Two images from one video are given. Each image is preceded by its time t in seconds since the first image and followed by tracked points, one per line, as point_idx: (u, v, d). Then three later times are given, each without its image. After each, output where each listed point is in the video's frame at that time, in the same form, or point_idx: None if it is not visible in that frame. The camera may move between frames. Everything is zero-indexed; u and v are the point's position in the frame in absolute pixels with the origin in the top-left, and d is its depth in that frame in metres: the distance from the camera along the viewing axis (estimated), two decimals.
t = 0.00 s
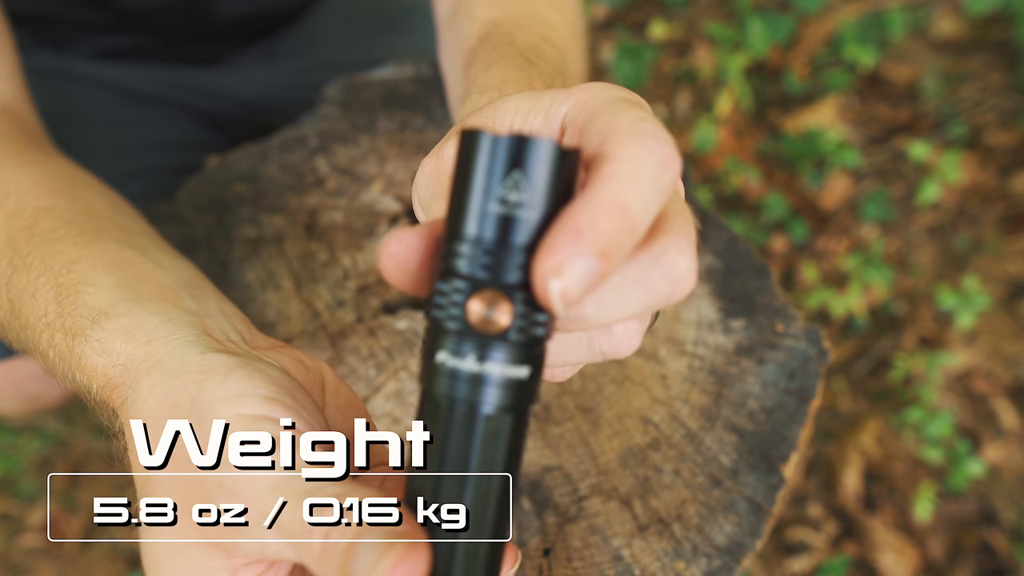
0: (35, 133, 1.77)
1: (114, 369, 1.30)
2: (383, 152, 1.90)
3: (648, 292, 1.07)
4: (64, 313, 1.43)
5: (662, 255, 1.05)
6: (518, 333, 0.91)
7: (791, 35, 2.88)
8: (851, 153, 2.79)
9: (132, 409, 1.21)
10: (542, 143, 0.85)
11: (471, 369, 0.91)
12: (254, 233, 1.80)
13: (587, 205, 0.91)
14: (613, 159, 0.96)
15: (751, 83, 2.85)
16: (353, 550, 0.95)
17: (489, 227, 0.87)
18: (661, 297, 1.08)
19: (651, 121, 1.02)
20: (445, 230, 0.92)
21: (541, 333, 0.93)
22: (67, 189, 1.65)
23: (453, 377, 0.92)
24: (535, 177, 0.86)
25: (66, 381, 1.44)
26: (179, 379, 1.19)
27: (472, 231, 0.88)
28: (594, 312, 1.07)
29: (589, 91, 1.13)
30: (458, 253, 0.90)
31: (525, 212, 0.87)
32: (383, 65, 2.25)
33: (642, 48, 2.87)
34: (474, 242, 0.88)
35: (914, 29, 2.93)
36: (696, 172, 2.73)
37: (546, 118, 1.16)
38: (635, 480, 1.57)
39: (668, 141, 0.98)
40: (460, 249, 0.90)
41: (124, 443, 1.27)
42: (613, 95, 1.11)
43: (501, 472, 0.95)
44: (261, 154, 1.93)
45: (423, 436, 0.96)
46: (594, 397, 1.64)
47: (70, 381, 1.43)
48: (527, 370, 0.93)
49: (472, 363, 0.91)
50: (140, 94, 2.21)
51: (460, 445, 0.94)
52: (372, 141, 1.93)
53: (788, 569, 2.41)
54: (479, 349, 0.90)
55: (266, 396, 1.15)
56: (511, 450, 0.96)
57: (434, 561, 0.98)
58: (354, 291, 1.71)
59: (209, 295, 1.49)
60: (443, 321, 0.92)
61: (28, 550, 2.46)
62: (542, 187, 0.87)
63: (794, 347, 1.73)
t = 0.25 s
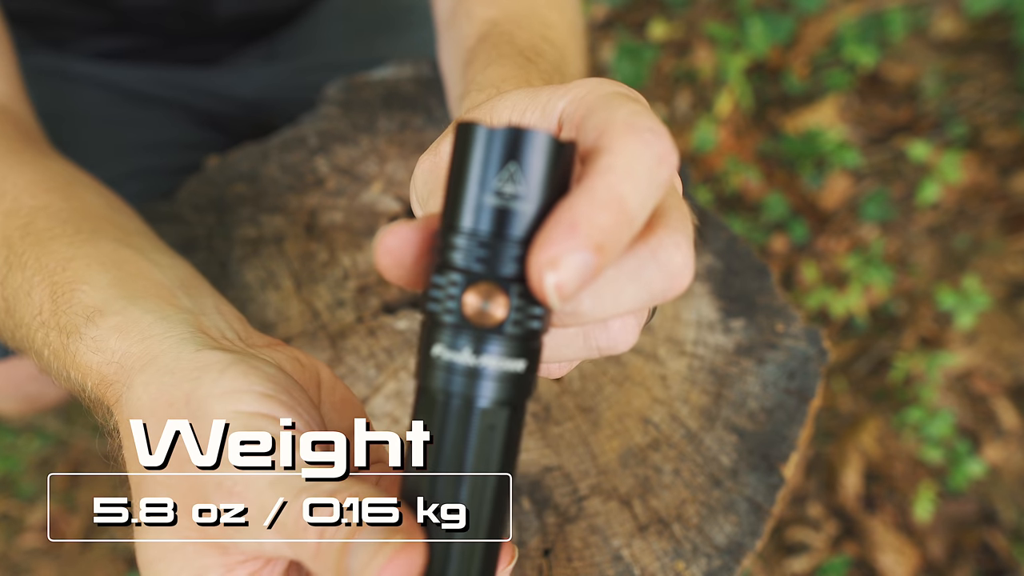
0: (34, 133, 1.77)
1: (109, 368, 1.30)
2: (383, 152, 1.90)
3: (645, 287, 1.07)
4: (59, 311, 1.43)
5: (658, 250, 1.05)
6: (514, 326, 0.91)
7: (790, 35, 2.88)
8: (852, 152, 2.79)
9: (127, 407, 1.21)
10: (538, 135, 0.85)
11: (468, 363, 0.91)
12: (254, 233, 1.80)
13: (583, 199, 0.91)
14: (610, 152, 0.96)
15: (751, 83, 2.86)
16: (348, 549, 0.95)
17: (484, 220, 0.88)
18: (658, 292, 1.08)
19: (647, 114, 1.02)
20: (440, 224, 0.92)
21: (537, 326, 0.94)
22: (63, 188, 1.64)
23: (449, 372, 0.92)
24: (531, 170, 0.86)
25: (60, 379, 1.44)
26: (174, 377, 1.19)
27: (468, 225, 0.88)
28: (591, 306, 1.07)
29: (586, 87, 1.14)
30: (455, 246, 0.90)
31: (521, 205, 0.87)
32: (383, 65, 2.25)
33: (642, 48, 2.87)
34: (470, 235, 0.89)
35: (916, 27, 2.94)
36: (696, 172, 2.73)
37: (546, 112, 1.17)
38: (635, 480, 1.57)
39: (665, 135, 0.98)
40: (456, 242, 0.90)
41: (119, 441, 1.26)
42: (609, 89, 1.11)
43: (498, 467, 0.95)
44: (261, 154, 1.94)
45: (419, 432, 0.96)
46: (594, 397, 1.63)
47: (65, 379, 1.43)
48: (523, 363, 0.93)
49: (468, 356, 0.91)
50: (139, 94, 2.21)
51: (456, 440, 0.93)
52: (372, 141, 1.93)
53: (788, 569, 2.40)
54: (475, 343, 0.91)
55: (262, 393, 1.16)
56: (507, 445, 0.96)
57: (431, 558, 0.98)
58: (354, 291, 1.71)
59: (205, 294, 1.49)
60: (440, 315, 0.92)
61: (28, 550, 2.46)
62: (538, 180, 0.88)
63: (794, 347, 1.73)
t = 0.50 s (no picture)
0: (34, 134, 1.77)
1: (109, 367, 1.30)
2: (383, 152, 1.90)
3: (644, 285, 1.07)
4: (58, 311, 1.42)
5: (657, 248, 1.05)
6: (514, 323, 0.91)
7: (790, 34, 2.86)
8: (854, 151, 2.78)
9: (128, 406, 1.22)
10: (537, 131, 0.85)
11: (467, 360, 0.91)
12: (255, 233, 1.81)
13: (581, 196, 0.92)
14: (609, 151, 0.97)
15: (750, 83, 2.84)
16: (349, 549, 0.94)
17: (484, 217, 0.88)
18: (658, 291, 1.08)
19: (646, 113, 1.03)
20: (439, 221, 0.92)
21: (538, 324, 0.93)
22: (63, 188, 1.64)
23: (449, 369, 0.92)
24: (531, 166, 0.87)
25: (62, 378, 1.47)
26: (176, 375, 1.20)
27: (467, 221, 0.88)
28: (590, 304, 1.07)
29: (586, 85, 1.14)
30: (454, 243, 0.90)
31: (520, 201, 0.88)
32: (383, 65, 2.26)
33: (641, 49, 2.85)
34: (469, 232, 0.89)
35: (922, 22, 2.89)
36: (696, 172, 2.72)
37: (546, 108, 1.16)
38: (635, 480, 1.57)
39: (664, 134, 1.00)
40: (455, 239, 0.90)
41: (119, 440, 1.27)
42: (608, 88, 1.11)
43: (497, 465, 0.95)
44: (260, 154, 1.94)
45: (417, 430, 0.96)
46: (594, 397, 1.61)
47: (66, 377, 1.44)
48: (524, 360, 0.93)
49: (468, 354, 0.91)
50: (137, 94, 2.20)
51: (456, 438, 0.93)
52: (372, 141, 1.93)
53: (789, 568, 2.40)
54: (475, 340, 0.90)
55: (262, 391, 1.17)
56: (507, 443, 0.96)
57: (432, 558, 0.97)
58: (354, 291, 1.70)
59: (205, 294, 1.48)
60: (439, 312, 0.92)
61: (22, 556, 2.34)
62: (537, 177, 0.88)
63: (794, 348, 1.73)
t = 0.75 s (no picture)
0: (35, 134, 1.76)
1: (109, 366, 1.32)
2: (384, 152, 1.87)
3: (639, 292, 1.10)
4: (63, 308, 1.45)
5: (654, 256, 1.08)
6: (510, 316, 0.92)
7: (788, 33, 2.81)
8: (858, 150, 2.63)
9: (128, 403, 1.24)
10: (530, 123, 0.89)
11: (464, 353, 0.92)
12: (254, 233, 1.80)
13: (564, 197, 0.92)
14: (598, 153, 0.99)
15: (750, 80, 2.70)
16: (347, 549, 0.90)
17: (478, 209, 0.90)
18: (652, 299, 1.11)
19: (640, 118, 1.06)
20: (433, 217, 0.95)
21: (533, 318, 0.95)
22: (61, 188, 1.63)
23: (444, 364, 0.93)
24: (523, 160, 0.90)
25: (63, 377, 1.47)
26: (176, 373, 1.23)
27: (463, 213, 0.91)
28: (581, 306, 1.10)
29: (590, 88, 1.19)
30: (448, 237, 0.92)
31: (514, 194, 0.90)
32: (383, 65, 2.29)
33: (639, 47, 2.76)
34: (463, 225, 0.91)
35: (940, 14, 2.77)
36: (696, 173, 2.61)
37: (548, 108, 1.21)
38: (635, 480, 1.57)
39: (655, 141, 1.03)
40: (450, 233, 0.92)
41: (117, 439, 1.28)
42: (608, 91, 1.16)
43: (495, 462, 0.96)
44: (262, 156, 1.97)
45: (413, 427, 0.96)
46: (594, 397, 1.61)
47: (65, 377, 1.45)
48: (520, 353, 0.94)
49: (465, 347, 0.92)
50: (140, 94, 2.20)
51: (453, 432, 0.95)
52: (370, 140, 1.92)
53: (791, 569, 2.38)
54: (471, 333, 0.92)
55: (261, 390, 1.16)
56: (504, 438, 0.97)
57: (431, 558, 0.97)
58: (354, 291, 1.69)
59: (206, 293, 1.48)
60: (434, 307, 0.93)
61: None
62: (530, 171, 0.91)
63: (791, 348, 1.75)
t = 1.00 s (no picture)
0: (34, 134, 1.76)
1: (104, 366, 1.32)
2: (384, 152, 1.88)
3: (636, 297, 1.10)
4: (59, 309, 1.44)
5: (653, 262, 1.08)
6: (506, 315, 0.93)
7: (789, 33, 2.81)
8: (857, 150, 2.63)
9: (123, 403, 1.23)
10: (525, 121, 0.89)
11: (459, 352, 0.93)
12: (253, 233, 1.80)
13: (552, 197, 0.92)
14: (594, 152, 0.98)
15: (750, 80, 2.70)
16: (342, 549, 0.89)
17: (473, 207, 0.90)
18: (649, 305, 1.11)
19: (640, 119, 1.06)
20: (429, 215, 0.95)
21: (529, 316, 0.95)
22: (59, 189, 1.63)
23: (439, 363, 0.94)
24: (519, 157, 0.90)
25: (61, 378, 1.46)
26: (171, 372, 1.22)
27: (458, 212, 0.91)
28: (577, 308, 1.11)
29: (593, 88, 1.19)
30: (443, 235, 0.92)
31: (509, 192, 0.91)
32: (383, 64, 2.29)
33: (639, 48, 2.76)
34: (459, 223, 0.91)
35: (940, 14, 2.77)
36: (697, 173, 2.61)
37: (551, 107, 1.22)
38: (635, 479, 1.57)
39: (653, 143, 1.01)
40: (445, 231, 0.92)
41: (112, 440, 1.27)
42: (610, 91, 1.16)
43: (490, 463, 0.97)
44: (262, 156, 1.97)
45: (408, 426, 0.97)
46: (594, 397, 1.62)
47: (63, 378, 1.45)
48: (516, 352, 0.95)
49: (460, 346, 0.93)
50: (140, 95, 2.21)
51: (449, 431, 0.95)
52: (370, 140, 1.92)
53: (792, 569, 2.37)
54: (466, 332, 0.92)
55: (254, 389, 1.18)
56: (500, 437, 0.97)
57: (426, 558, 0.97)
58: (353, 291, 1.70)
59: (203, 293, 1.48)
60: (430, 305, 0.94)
61: None
62: (525, 169, 0.91)
63: (791, 348, 1.75)
